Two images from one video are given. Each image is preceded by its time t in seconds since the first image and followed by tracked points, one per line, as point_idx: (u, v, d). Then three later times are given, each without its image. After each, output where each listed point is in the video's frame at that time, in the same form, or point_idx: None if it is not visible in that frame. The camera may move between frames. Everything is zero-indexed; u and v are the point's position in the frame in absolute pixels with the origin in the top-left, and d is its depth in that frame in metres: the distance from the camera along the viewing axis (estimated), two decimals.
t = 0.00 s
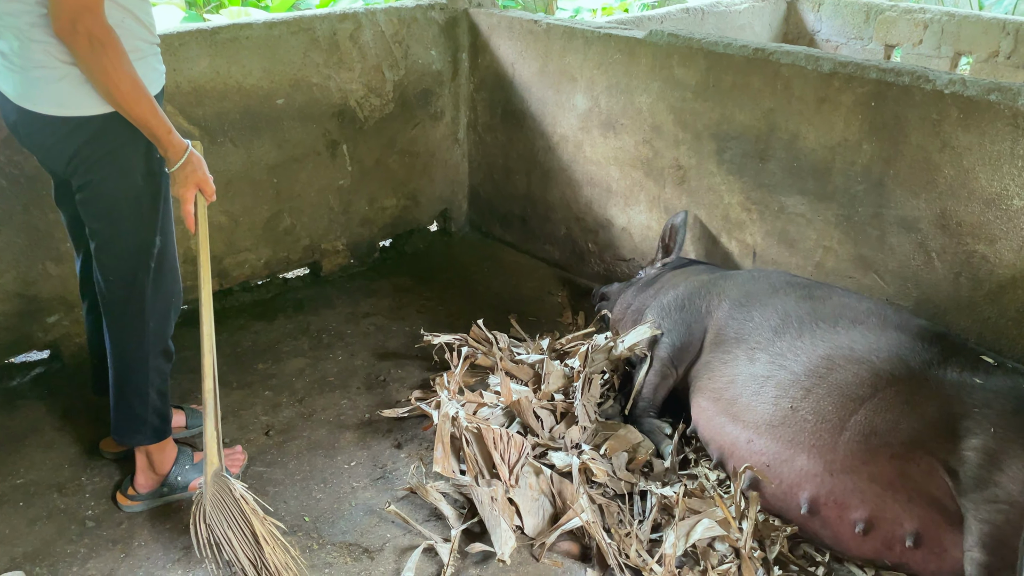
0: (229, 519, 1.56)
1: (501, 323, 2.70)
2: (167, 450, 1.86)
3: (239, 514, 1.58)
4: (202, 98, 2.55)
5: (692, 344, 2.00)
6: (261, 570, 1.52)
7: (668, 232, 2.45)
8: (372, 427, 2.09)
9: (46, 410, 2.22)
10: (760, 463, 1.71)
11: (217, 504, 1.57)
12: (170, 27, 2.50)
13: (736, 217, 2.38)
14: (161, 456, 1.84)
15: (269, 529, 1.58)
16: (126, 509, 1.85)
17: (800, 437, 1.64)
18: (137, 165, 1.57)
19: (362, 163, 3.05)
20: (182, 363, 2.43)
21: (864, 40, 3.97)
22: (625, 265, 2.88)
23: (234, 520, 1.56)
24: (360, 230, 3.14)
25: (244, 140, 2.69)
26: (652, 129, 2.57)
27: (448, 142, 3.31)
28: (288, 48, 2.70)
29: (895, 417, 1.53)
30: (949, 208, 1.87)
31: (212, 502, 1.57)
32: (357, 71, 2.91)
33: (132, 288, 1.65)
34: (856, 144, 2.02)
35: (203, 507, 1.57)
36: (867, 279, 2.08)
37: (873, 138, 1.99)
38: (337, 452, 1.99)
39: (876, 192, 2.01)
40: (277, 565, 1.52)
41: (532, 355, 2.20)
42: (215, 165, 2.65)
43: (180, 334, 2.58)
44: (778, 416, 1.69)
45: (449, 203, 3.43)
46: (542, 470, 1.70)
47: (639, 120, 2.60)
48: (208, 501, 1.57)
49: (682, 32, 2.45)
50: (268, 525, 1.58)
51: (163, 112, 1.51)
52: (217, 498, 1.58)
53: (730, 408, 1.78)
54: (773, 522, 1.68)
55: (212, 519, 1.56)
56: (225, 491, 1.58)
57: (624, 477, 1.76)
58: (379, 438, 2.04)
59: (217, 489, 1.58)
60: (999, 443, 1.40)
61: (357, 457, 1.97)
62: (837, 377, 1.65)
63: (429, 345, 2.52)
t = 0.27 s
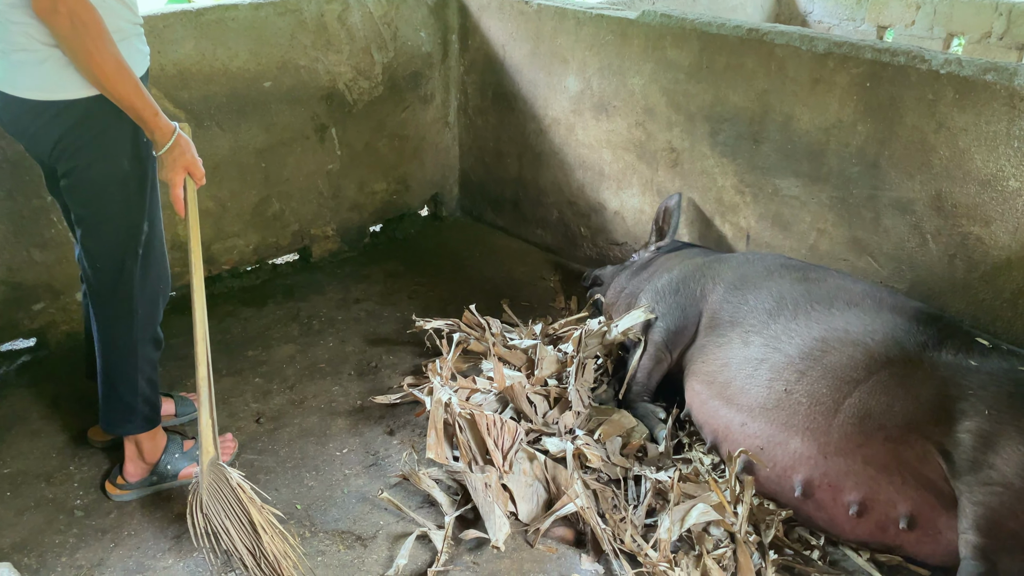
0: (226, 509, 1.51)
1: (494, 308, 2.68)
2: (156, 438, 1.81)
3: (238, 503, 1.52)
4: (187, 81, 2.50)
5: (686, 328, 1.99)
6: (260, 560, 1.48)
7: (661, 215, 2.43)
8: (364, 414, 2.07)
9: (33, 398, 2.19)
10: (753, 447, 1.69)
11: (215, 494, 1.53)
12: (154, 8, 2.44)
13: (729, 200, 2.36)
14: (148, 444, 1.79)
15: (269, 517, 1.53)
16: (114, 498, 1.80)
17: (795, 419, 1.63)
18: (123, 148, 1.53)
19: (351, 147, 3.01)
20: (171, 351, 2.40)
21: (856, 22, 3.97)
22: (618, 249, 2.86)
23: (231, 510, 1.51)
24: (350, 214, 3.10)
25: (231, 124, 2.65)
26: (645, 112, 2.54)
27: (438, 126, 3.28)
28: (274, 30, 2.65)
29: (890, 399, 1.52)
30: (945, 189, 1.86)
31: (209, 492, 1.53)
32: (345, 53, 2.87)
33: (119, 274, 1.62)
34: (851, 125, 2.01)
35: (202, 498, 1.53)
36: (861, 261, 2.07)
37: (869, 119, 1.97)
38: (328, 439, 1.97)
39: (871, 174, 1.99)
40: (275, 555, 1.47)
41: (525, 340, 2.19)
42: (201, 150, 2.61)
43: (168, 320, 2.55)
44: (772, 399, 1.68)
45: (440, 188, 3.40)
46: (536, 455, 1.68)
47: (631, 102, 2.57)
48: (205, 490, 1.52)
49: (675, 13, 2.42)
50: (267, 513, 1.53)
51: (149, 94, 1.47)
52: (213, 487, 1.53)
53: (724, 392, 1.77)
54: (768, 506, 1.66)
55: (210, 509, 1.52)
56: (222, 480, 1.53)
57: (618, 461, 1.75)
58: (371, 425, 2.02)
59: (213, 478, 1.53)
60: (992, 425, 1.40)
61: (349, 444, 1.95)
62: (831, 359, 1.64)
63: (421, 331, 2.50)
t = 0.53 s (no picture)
0: (221, 502, 1.48)
1: (487, 293, 2.66)
2: (147, 427, 1.78)
3: (233, 496, 1.49)
4: (173, 64, 2.46)
5: (681, 313, 1.97)
6: (260, 552, 1.44)
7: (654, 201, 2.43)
8: (356, 400, 2.05)
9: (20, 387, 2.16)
10: (750, 434, 1.68)
11: (208, 488, 1.48)
12: None
13: (723, 183, 2.34)
14: (138, 433, 1.75)
15: (265, 506, 1.51)
16: (104, 488, 1.76)
17: (792, 406, 1.62)
18: (105, 133, 1.50)
19: (341, 131, 2.98)
20: (161, 338, 2.37)
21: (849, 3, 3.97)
22: (611, 233, 2.83)
23: (227, 503, 1.47)
24: (341, 199, 3.07)
25: (218, 108, 2.61)
26: (638, 94, 2.51)
27: (429, 109, 3.26)
28: (262, 11, 2.61)
29: (886, 384, 1.52)
30: (940, 171, 1.85)
31: (202, 486, 1.48)
32: (334, 35, 2.83)
33: (105, 262, 1.59)
34: (846, 106, 1.99)
35: (194, 493, 1.48)
36: (856, 244, 2.06)
37: (864, 100, 1.95)
38: (320, 426, 1.95)
39: (867, 155, 1.98)
40: (275, 546, 1.44)
41: (519, 325, 2.17)
42: (189, 134, 2.56)
43: (158, 307, 2.52)
44: (769, 386, 1.67)
45: (431, 172, 3.37)
46: (531, 441, 1.68)
47: (624, 84, 2.55)
48: (198, 485, 1.48)
49: None
50: (263, 503, 1.51)
51: (129, 78, 1.44)
52: (207, 481, 1.48)
53: (719, 378, 1.77)
54: (765, 491, 1.65)
55: (204, 503, 1.47)
56: (216, 473, 1.49)
57: (612, 446, 1.73)
58: (364, 412, 2.00)
59: (207, 471, 1.49)
60: (981, 400, 1.40)
61: (342, 431, 1.93)
62: (828, 345, 1.63)
63: (413, 316, 2.48)
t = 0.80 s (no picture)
0: (207, 476, 1.45)
1: (481, 278, 2.64)
2: (137, 412, 1.73)
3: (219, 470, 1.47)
4: (161, 47, 2.41)
5: (678, 292, 1.96)
6: (247, 526, 1.41)
7: (648, 185, 2.40)
8: (350, 387, 2.04)
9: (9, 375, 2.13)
10: (743, 414, 1.68)
11: (194, 463, 1.46)
12: None
13: (718, 167, 2.32)
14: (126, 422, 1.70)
15: (251, 481, 1.49)
16: (96, 476, 1.72)
17: (784, 385, 1.61)
18: (80, 108, 1.47)
19: (333, 115, 2.95)
20: (152, 325, 2.34)
21: None
22: (606, 218, 2.81)
23: (213, 478, 1.45)
24: (332, 185, 3.04)
25: (208, 92, 2.57)
26: (633, 77, 2.49)
27: (422, 93, 3.23)
28: None
29: (876, 359, 1.52)
30: (937, 153, 1.84)
31: (188, 460, 1.46)
32: (325, 18, 2.79)
33: (89, 243, 1.55)
34: (843, 89, 1.97)
35: (179, 466, 1.46)
36: (852, 228, 2.05)
37: (861, 82, 1.93)
38: (314, 413, 1.93)
39: (864, 139, 1.96)
40: (261, 520, 1.42)
41: (513, 311, 2.15)
42: (178, 118, 2.53)
43: (148, 294, 2.49)
44: (761, 365, 1.66)
45: (424, 157, 3.35)
46: (526, 427, 1.67)
47: (618, 67, 2.52)
48: (184, 459, 1.46)
49: None
50: (249, 478, 1.48)
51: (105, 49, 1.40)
52: (192, 455, 1.47)
53: (713, 359, 1.76)
54: (760, 475, 1.64)
55: (190, 477, 1.45)
56: (202, 447, 1.47)
57: (607, 432, 1.73)
58: (357, 399, 1.99)
59: (193, 445, 1.47)
60: (966, 364, 1.42)
61: (335, 418, 1.91)
62: (819, 322, 1.62)
63: (407, 303, 2.46)
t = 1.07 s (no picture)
0: (191, 440, 1.48)
1: (476, 267, 2.62)
2: (124, 389, 1.72)
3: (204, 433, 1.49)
4: (152, 33, 2.38)
5: (689, 277, 1.92)
6: (233, 485, 1.44)
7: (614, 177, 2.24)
8: (345, 376, 2.03)
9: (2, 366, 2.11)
10: (741, 399, 1.67)
11: (178, 427, 1.49)
12: None
13: (715, 153, 2.31)
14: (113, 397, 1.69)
15: (237, 442, 1.51)
16: (82, 452, 1.72)
17: (783, 368, 1.61)
18: (56, 89, 1.47)
19: (326, 102, 2.92)
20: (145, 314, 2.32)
21: None
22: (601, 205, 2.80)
23: (196, 441, 1.48)
24: (326, 172, 3.02)
25: (199, 78, 2.54)
26: (629, 62, 2.47)
27: (416, 79, 3.21)
28: None
29: (876, 343, 1.53)
30: (935, 139, 1.83)
31: (172, 426, 1.49)
32: (317, 3, 2.76)
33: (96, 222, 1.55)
34: (840, 74, 1.96)
35: (165, 432, 1.49)
36: (849, 214, 2.04)
37: (858, 67, 1.92)
38: (309, 402, 1.92)
39: (860, 124, 1.96)
40: (249, 479, 1.45)
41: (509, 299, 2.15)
42: (169, 106, 2.50)
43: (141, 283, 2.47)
44: (760, 350, 1.66)
45: (418, 144, 3.32)
46: (522, 415, 1.68)
47: (614, 53, 2.50)
48: (168, 425, 1.49)
49: None
50: (235, 440, 1.51)
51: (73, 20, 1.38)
52: (177, 421, 1.49)
53: (712, 344, 1.76)
54: (757, 462, 1.63)
55: (175, 442, 1.48)
56: (186, 413, 1.50)
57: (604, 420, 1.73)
58: (353, 387, 1.98)
59: (176, 412, 1.50)
60: (967, 346, 1.44)
61: (331, 407, 1.91)
62: (819, 306, 1.63)
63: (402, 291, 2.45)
